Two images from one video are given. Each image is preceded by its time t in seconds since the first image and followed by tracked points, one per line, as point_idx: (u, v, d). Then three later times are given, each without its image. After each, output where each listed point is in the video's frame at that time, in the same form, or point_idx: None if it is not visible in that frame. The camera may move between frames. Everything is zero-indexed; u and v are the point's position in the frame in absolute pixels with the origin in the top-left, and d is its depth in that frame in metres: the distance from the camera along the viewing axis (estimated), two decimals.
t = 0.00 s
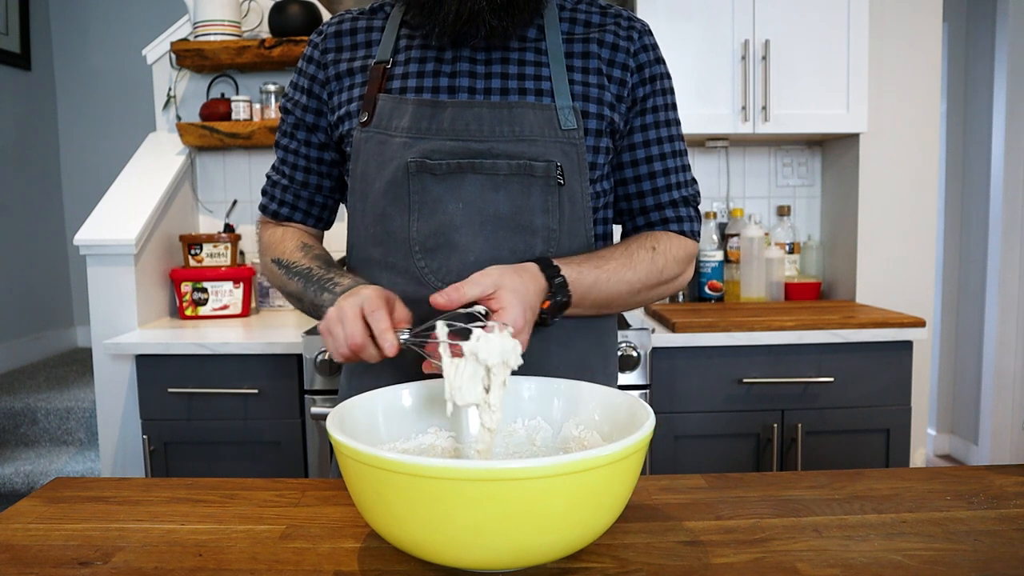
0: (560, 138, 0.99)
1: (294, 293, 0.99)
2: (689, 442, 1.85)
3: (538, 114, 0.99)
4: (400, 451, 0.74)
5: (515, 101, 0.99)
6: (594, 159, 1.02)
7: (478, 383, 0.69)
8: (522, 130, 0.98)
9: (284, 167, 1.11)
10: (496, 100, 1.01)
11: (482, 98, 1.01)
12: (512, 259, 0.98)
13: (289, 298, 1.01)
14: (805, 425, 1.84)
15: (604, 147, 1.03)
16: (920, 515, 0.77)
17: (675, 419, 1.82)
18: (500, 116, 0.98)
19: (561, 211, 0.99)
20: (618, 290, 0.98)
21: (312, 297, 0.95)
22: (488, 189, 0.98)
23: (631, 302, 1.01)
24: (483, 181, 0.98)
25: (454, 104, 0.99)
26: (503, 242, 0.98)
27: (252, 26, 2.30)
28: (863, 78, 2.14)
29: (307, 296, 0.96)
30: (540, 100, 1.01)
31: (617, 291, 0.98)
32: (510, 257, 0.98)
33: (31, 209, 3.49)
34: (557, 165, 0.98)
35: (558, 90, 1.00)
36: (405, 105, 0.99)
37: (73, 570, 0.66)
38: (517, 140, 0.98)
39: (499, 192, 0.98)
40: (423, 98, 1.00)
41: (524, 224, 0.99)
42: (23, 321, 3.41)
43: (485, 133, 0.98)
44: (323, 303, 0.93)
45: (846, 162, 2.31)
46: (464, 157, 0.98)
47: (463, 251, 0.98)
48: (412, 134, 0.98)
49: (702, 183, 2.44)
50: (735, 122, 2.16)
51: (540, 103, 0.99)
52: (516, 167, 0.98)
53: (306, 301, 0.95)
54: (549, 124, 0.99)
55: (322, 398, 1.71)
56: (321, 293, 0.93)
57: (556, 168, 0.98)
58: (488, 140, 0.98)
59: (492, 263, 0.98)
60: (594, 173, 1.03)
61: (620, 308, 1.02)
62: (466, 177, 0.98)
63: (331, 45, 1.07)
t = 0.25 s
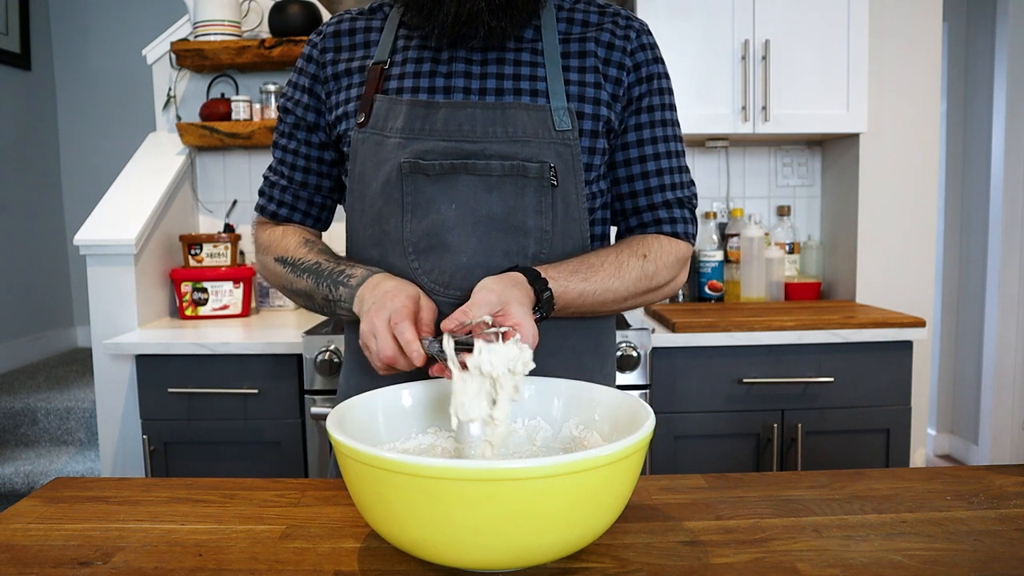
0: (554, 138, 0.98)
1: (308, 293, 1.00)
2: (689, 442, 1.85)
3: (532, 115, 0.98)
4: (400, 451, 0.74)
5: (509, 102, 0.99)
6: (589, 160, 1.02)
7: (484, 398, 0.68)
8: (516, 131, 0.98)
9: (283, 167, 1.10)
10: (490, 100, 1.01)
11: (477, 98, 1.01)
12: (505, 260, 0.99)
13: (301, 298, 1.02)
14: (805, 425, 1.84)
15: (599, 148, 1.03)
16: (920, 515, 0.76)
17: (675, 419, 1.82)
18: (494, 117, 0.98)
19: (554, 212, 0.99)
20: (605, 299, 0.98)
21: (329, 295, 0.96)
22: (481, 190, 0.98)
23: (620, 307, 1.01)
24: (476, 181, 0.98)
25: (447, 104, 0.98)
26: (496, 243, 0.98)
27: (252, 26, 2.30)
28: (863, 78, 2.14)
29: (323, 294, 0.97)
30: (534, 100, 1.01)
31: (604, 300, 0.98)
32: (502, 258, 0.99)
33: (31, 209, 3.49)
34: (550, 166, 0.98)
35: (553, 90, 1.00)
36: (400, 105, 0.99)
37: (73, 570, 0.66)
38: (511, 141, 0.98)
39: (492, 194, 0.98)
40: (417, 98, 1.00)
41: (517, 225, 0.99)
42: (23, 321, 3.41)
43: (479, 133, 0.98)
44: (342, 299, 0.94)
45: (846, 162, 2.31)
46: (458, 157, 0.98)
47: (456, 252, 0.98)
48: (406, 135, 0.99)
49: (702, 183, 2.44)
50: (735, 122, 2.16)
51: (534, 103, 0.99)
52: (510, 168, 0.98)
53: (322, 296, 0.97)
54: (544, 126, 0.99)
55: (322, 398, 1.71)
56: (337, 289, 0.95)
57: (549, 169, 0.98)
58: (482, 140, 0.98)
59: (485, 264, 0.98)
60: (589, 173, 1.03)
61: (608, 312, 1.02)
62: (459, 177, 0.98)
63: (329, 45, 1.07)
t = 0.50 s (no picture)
0: (553, 139, 0.98)
1: (308, 290, 0.99)
2: (689, 442, 1.85)
3: (532, 115, 0.98)
4: (401, 451, 0.74)
5: (509, 102, 0.99)
6: (588, 161, 1.02)
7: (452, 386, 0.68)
8: (516, 131, 0.98)
9: (281, 166, 1.10)
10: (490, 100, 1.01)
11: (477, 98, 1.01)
12: (504, 261, 0.99)
13: (301, 295, 1.01)
14: (805, 425, 1.84)
15: (598, 148, 1.03)
16: (920, 515, 0.77)
17: (675, 419, 1.82)
18: (494, 117, 0.98)
19: (553, 212, 0.99)
20: (599, 298, 0.98)
21: (330, 289, 0.96)
22: (481, 190, 0.98)
23: (613, 308, 1.01)
24: (475, 182, 0.98)
25: (447, 104, 0.98)
26: (495, 244, 0.98)
27: (252, 26, 2.30)
28: (863, 78, 2.14)
29: (324, 289, 0.97)
30: (534, 100, 1.01)
31: (598, 299, 0.98)
32: (502, 259, 0.99)
33: (31, 209, 3.49)
34: (550, 167, 0.98)
35: (552, 90, 1.00)
36: (400, 105, 0.99)
37: (73, 570, 0.66)
38: (511, 141, 0.98)
39: (492, 194, 0.98)
40: (417, 99, 1.00)
41: (517, 226, 0.99)
42: (23, 321, 3.41)
43: (478, 134, 0.98)
44: (342, 294, 0.94)
45: (846, 162, 2.31)
46: (457, 158, 0.98)
47: (455, 253, 0.98)
48: (406, 135, 0.99)
49: (702, 183, 2.44)
50: (735, 122, 2.16)
51: (534, 103, 0.99)
52: (510, 169, 0.98)
53: (321, 291, 0.97)
54: (543, 126, 0.99)
55: (322, 398, 1.71)
56: (338, 284, 0.95)
57: (549, 169, 0.98)
58: (481, 140, 0.98)
59: (484, 265, 0.98)
60: (588, 174, 1.03)
61: (602, 312, 1.02)
62: (459, 178, 0.98)
63: (328, 44, 1.07)
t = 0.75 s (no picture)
0: (552, 139, 0.98)
1: (308, 288, 0.99)
2: (689, 442, 1.85)
3: (531, 115, 0.98)
4: (400, 451, 0.74)
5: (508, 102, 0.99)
6: (587, 161, 1.02)
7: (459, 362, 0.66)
8: (515, 131, 0.98)
9: (281, 165, 1.10)
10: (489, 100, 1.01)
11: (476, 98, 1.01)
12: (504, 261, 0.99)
13: (302, 294, 1.01)
14: (805, 425, 1.84)
15: (597, 148, 1.03)
16: (920, 515, 0.77)
17: (675, 419, 1.82)
18: (493, 117, 0.98)
19: (553, 212, 0.99)
20: (596, 295, 0.97)
21: (331, 285, 0.96)
22: (480, 190, 0.98)
23: (611, 306, 1.01)
24: (475, 181, 0.98)
25: (446, 104, 0.98)
26: (495, 243, 0.99)
27: (252, 26, 2.30)
28: (863, 78, 2.14)
29: (325, 286, 0.97)
30: (533, 100, 1.01)
31: (595, 296, 0.98)
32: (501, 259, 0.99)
33: (31, 209, 3.49)
34: (549, 167, 0.98)
35: (551, 90, 1.00)
36: (399, 105, 0.99)
37: (73, 570, 0.66)
38: (510, 141, 0.98)
39: (491, 194, 0.98)
40: (416, 98, 1.00)
41: (516, 225, 0.99)
42: (23, 321, 3.41)
43: (477, 133, 0.98)
44: (344, 290, 0.94)
45: (846, 162, 2.31)
46: (457, 158, 0.98)
47: (453, 252, 0.98)
48: (405, 135, 0.99)
49: (702, 183, 2.44)
50: (735, 122, 2.16)
51: (533, 103, 0.99)
52: (509, 168, 0.98)
53: (323, 288, 0.97)
54: (542, 126, 0.99)
55: (322, 397, 1.71)
56: (339, 280, 0.95)
57: (548, 169, 0.98)
58: (481, 140, 0.98)
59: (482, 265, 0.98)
60: (586, 174, 1.03)
61: (600, 310, 1.02)
62: (458, 178, 0.98)
63: (328, 43, 1.07)
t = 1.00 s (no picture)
0: (551, 139, 0.98)
1: (309, 294, 0.99)
2: (689, 442, 1.85)
3: (530, 116, 0.98)
4: (400, 451, 0.74)
5: (507, 102, 0.99)
6: (586, 161, 1.02)
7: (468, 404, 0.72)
8: (514, 132, 0.98)
9: (281, 168, 1.09)
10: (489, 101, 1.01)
11: (475, 99, 1.01)
12: (503, 261, 0.99)
13: (302, 299, 1.01)
14: (805, 425, 1.84)
15: (595, 148, 1.03)
16: (920, 515, 0.77)
17: (675, 419, 1.82)
18: (492, 118, 0.98)
19: (552, 213, 0.99)
20: (595, 301, 0.97)
21: (332, 293, 0.96)
22: (480, 190, 0.98)
23: (609, 309, 1.01)
24: (474, 182, 0.98)
25: (445, 105, 0.98)
26: (494, 244, 0.99)
27: (252, 26, 2.30)
28: (863, 78, 2.14)
29: (325, 293, 0.97)
30: (532, 100, 1.01)
31: (595, 303, 0.98)
32: (501, 259, 0.99)
33: (31, 209, 3.49)
34: (548, 168, 0.98)
35: (550, 90, 1.00)
36: (397, 106, 0.99)
37: (73, 570, 0.66)
38: (509, 142, 0.98)
39: (491, 194, 0.98)
40: (415, 99, 1.00)
41: (516, 226, 0.99)
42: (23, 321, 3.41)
43: (476, 134, 0.98)
44: (345, 297, 0.94)
45: (846, 162, 2.31)
46: (456, 158, 0.98)
47: (453, 253, 0.98)
48: (405, 136, 0.99)
49: (702, 183, 2.44)
50: (735, 122, 2.16)
51: (532, 104, 0.99)
52: (508, 169, 0.98)
53: (324, 295, 0.97)
54: (542, 126, 0.99)
55: (322, 398, 1.71)
56: (340, 288, 0.95)
57: (547, 170, 0.98)
58: (480, 141, 0.98)
59: (482, 265, 0.99)
60: (585, 174, 1.03)
61: (600, 314, 1.02)
62: (458, 178, 0.98)
63: (326, 44, 1.07)
